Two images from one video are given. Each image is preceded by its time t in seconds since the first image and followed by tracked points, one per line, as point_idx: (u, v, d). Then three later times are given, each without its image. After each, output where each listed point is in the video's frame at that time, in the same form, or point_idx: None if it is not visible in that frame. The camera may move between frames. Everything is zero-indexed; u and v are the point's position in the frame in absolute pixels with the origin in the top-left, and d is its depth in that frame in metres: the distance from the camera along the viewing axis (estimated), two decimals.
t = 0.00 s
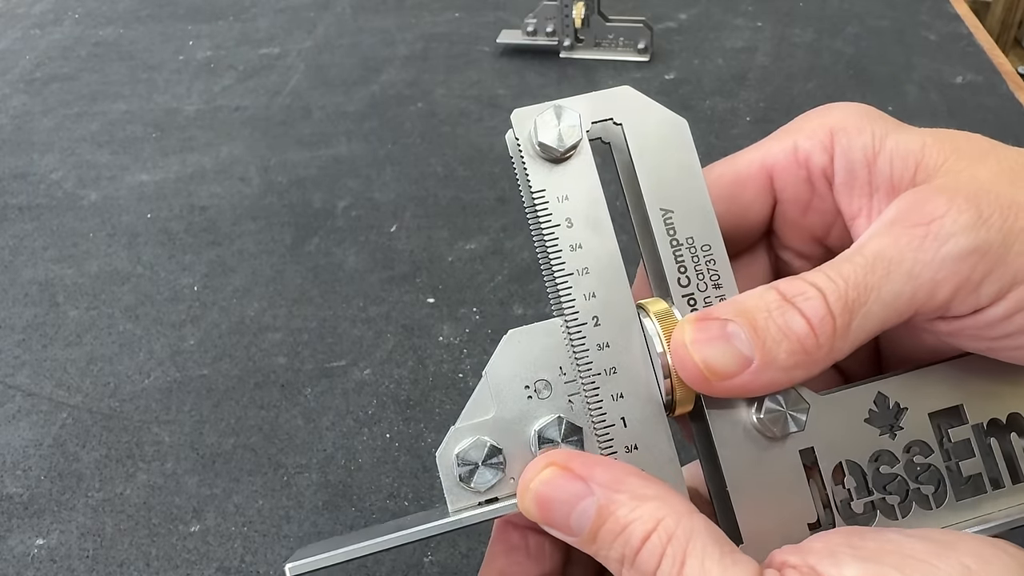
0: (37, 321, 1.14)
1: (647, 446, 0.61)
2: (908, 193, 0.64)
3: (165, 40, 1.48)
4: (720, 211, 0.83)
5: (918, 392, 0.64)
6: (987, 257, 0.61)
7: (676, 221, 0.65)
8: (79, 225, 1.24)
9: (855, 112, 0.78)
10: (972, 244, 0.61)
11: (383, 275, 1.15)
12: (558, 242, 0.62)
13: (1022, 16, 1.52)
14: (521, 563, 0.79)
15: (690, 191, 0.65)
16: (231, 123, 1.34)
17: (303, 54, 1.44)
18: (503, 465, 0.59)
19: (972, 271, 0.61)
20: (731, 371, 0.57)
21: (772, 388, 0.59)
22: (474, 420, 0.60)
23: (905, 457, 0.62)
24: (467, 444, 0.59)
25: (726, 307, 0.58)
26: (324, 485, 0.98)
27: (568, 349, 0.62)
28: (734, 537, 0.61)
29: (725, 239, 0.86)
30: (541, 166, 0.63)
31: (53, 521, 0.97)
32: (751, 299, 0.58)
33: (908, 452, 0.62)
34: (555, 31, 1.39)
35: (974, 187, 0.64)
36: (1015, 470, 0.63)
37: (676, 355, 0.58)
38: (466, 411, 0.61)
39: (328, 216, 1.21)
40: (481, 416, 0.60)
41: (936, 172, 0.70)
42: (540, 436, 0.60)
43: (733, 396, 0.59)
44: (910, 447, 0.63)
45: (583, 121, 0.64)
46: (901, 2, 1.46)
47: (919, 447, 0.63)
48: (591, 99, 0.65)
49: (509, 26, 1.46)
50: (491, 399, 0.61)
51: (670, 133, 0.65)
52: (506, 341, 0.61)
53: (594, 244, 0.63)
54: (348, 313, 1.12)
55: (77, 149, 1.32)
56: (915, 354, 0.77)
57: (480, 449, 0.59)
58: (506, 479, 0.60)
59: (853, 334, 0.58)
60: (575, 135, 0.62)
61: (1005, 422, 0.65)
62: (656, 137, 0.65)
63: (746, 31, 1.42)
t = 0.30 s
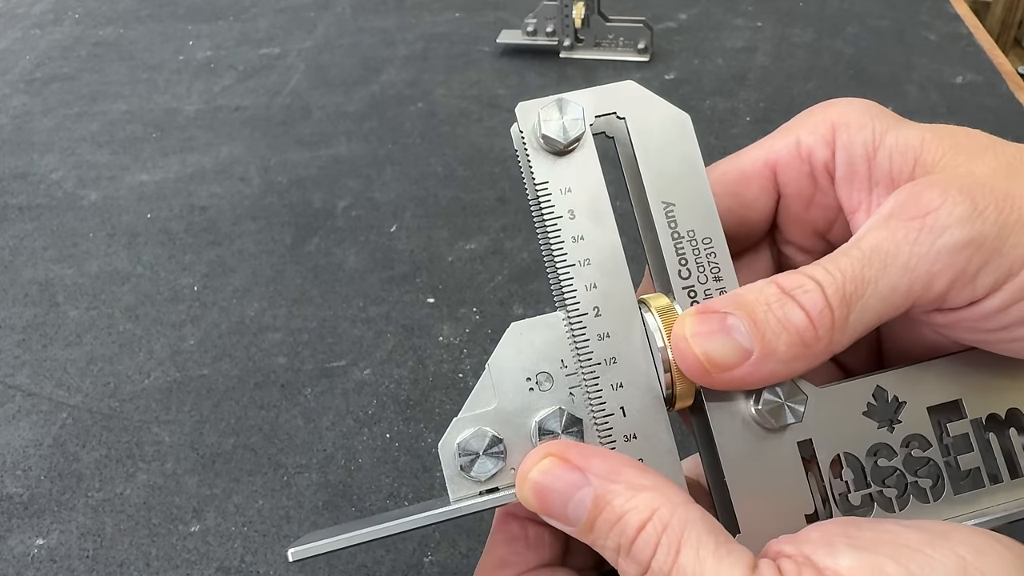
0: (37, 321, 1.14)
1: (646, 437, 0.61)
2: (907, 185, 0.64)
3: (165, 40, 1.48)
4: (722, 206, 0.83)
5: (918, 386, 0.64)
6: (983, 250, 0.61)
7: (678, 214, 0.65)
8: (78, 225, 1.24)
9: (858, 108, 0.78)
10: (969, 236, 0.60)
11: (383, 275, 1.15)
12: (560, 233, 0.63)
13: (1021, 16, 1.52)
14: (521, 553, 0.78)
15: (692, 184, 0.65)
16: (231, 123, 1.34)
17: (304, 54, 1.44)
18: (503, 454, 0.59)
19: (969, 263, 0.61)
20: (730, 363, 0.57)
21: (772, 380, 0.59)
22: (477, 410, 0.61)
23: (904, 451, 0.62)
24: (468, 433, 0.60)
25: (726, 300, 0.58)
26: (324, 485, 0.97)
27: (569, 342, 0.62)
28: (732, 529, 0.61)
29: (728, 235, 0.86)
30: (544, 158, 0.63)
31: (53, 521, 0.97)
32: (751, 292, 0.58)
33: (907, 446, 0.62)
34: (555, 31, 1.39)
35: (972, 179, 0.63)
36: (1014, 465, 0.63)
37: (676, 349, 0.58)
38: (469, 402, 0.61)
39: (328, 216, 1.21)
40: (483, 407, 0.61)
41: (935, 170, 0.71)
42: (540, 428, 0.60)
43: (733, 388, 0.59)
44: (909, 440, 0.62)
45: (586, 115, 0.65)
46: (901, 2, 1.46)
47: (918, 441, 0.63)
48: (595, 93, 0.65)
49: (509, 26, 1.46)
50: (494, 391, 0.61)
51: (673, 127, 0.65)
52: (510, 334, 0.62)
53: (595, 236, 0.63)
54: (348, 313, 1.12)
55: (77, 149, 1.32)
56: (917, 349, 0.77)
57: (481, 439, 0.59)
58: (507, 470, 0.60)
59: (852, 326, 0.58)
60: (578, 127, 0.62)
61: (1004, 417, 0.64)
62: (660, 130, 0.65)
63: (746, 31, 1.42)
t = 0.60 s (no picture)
0: (37, 321, 1.14)
1: (643, 440, 0.61)
2: (903, 192, 0.64)
3: (165, 40, 1.48)
4: (719, 210, 0.83)
5: (914, 390, 0.64)
6: (978, 256, 0.61)
7: (675, 218, 0.65)
8: (78, 225, 1.24)
9: (855, 113, 0.78)
10: (964, 242, 0.60)
11: (383, 275, 1.15)
12: (558, 236, 0.63)
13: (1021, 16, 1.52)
14: (518, 556, 0.79)
15: (689, 188, 0.65)
16: (231, 123, 1.34)
17: (303, 54, 1.44)
18: (499, 456, 0.59)
19: (964, 269, 0.61)
20: (727, 366, 0.57)
21: (769, 383, 0.59)
22: (473, 412, 0.60)
23: (901, 455, 0.62)
24: (464, 434, 0.60)
25: (724, 303, 0.58)
26: (324, 485, 0.98)
27: (567, 344, 0.62)
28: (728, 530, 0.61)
29: (725, 240, 0.86)
30: (542, 161, 0.63)
31: (53, 521, 0.97)
32: (749, 295, 0.58)
33: (903, 450, 0.62)
34: (556, 31, 1.39)
35: (968, 184, 0.64)
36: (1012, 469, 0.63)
37: (674, 350, 0.58)
38: (466, 403, 0.61)
39: (328, 216, 1.21)
40: (479, 408, 0.61)
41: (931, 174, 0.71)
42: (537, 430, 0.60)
43: (731, 390, 0.59)
44: (906, 444, 0.62)
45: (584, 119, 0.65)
46: (901, 2, 1.46)
47: (915, 444, 0.62)
48: (593, 97, 0.65)
49: (509, 26, 1.46)
50: (490, 392, 0.61)
51: (670, 131, 0.65)
52: (507, 335, 0.62)
53: (593, 239, 0.63)
54: (348, 313, 1.12)
55: (77, 149, 1.32)
56: (914, 353, 0.77)
57: (477, 440, 0.59)
58: (504, 471, 0.60)
59: (849, 331, 0.58)
60: (575, 131, 0.63)
61: (1002, 421, 0.64)
62: (657, 134, 0.65)
63: (746, 31, 1.42)
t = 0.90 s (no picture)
0: (37, 321, 1.14)
1: (643, 444, 0.61)
2: (901, 195, 0.64)
3: (165, 40, 1.48)
4: (719, 215, 0.84)
5: (914, 395, 0.64)
6: (976, 260, 0.61)
7: (674, 223, 0.65)
8: (78, 225, 1.24)
9: (853, 114, 0.78)
10: (962, 246, 0.60)
11: (383, 275, 1.15)
12: (557, 241, 0.63)
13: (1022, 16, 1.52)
14: (518, 559, 0.78)
15: (688, 194, 0.66)
16: (231, 123, 1.34)
17: (304, 54, 1.44)
18: (497, 459, 0.59)
19: (963, 273, 0.61)
20: (731, 371, 0.57)
21: (770, 387, 0.59)
22: (471, 414, 0.61)
23: (901, 460, 0.62)
24: (462, 436, 0.59)
25: (727, 305, 0.58)
26: (324, 485, 0.98)
27: (567, 348, 0.62)
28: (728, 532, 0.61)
29: (725, 245, 0.86)
30: (541, 167, 0.63)
31: (53, 521, 0.97)
32: (753, 299, 0.58)
33: (903, 456, 0.62)
34: (555, 31, 1.39)
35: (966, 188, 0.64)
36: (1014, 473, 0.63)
37: (681, 350, 0.58)
38: (465, 405, 0.61)
39: (328, 216, 1.21)
40: (478, 410, 0.61)
41: (929, 176, 0.71)
42: (535, 433, 0.60)
43: (733, 393, 0.59)
44: (906, 450, 0.62)
45: (583, 124, 0.65)
46: (901, 2, 1.46)
47: (915, 450, 0.62)
48: (591, 103, 0.66)
49: (510, 26, 1.46)
50: (489, 394, 0.61)
51: (669, 137, 0.66)
52: (507, 339, 0.63)
53: (592, 244, 0.63)
54: (348, 313, 1.12)
55: (77, 149, 1.32)
56: (914, 357, 0.77)
57: (475, 441, 0.59)
58: (501, 474, 0.60)
59: (850, 336, 0.58)
60: (574, 135, 0.63)
61: (1002, 427, 0.64)
62: (656, 140, 0.65)
63: (746, 31, 1.42)
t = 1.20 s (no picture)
0: (37, 321, 1.14)
1: (643, 443, 0.61)
2: (902, 197, 0.64)
3: (165, 40, 1.48)
4: (720, 216, 0.84)
5: (915, 395, 0.64)
6: (977, 262, 0.61)
7: (675, 223, 0.65)
8: (78, 225, 1.24)
9: (854, 115, 0.78)
10: (963, 249, 0.60)
11: (383, 275, 1.15)
12: (558, 240, 0.63)
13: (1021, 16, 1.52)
14: (518, 557, 0.79)
15: (690, 194, 0.66)
16: (231, 123, 1.34)
17: (303, 53, 1.44)
18: (496, 455, 0.60)
19: (963, 275, 0.61)
20: (732, 371, 0.57)
21: (770, 387, 0.59)
22: (471, 410, 0.61)
23: (901, 460, 0.62)
24: (462, 432, 0.60)
25: (729, 305, 0.58)
26: (324, 485, 0.98)
27: (567, 346, 0.62)
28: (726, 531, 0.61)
29: (726, 245, 0.85)
30: (543, 166, 0.63)
31: (53, 521, 0.97)
32: (754, 300, 0.58)
33: (902, 456, 0.62)
34: (556, 31, 1.39)
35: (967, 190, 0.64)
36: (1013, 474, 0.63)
37: (681, 349, 0.58)
38: (465, 401, 0.62)
39: (328, 216, 1.21)
40: (478, 406, 0.61)
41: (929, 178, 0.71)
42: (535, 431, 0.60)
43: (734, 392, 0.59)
44: (905, 450, 0.62)
45: (585, 124, 0.65)
46: (901, 2, 1.46)
47: (915, 450, 0.62)
48: (593, 103, 0.66)
49: (510, 26, 1.46)
50: (489, 390, 0.62)
51: (671, 137, 0.66)
52: (508, 335, 0.63)
53: (593, 243, 0.63)
54: (348, 313, 1.12)
55: (77, 149, 1.32)
56: (914, 358, 0.77)
57: (475, 438, 0.59)
58: (501, 469, 0.60)
59: (851, 337, 0.58)
60: (576, 135, 0.63)
61: (1001, 428, 0.64)
62: (658, 139, 0.65)
63: (746, 31, 1.42)
